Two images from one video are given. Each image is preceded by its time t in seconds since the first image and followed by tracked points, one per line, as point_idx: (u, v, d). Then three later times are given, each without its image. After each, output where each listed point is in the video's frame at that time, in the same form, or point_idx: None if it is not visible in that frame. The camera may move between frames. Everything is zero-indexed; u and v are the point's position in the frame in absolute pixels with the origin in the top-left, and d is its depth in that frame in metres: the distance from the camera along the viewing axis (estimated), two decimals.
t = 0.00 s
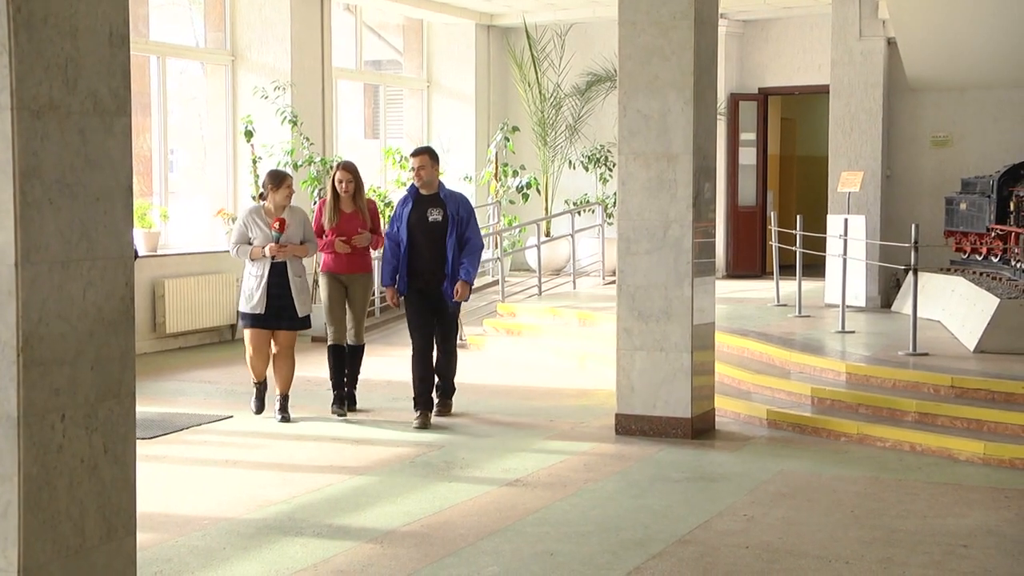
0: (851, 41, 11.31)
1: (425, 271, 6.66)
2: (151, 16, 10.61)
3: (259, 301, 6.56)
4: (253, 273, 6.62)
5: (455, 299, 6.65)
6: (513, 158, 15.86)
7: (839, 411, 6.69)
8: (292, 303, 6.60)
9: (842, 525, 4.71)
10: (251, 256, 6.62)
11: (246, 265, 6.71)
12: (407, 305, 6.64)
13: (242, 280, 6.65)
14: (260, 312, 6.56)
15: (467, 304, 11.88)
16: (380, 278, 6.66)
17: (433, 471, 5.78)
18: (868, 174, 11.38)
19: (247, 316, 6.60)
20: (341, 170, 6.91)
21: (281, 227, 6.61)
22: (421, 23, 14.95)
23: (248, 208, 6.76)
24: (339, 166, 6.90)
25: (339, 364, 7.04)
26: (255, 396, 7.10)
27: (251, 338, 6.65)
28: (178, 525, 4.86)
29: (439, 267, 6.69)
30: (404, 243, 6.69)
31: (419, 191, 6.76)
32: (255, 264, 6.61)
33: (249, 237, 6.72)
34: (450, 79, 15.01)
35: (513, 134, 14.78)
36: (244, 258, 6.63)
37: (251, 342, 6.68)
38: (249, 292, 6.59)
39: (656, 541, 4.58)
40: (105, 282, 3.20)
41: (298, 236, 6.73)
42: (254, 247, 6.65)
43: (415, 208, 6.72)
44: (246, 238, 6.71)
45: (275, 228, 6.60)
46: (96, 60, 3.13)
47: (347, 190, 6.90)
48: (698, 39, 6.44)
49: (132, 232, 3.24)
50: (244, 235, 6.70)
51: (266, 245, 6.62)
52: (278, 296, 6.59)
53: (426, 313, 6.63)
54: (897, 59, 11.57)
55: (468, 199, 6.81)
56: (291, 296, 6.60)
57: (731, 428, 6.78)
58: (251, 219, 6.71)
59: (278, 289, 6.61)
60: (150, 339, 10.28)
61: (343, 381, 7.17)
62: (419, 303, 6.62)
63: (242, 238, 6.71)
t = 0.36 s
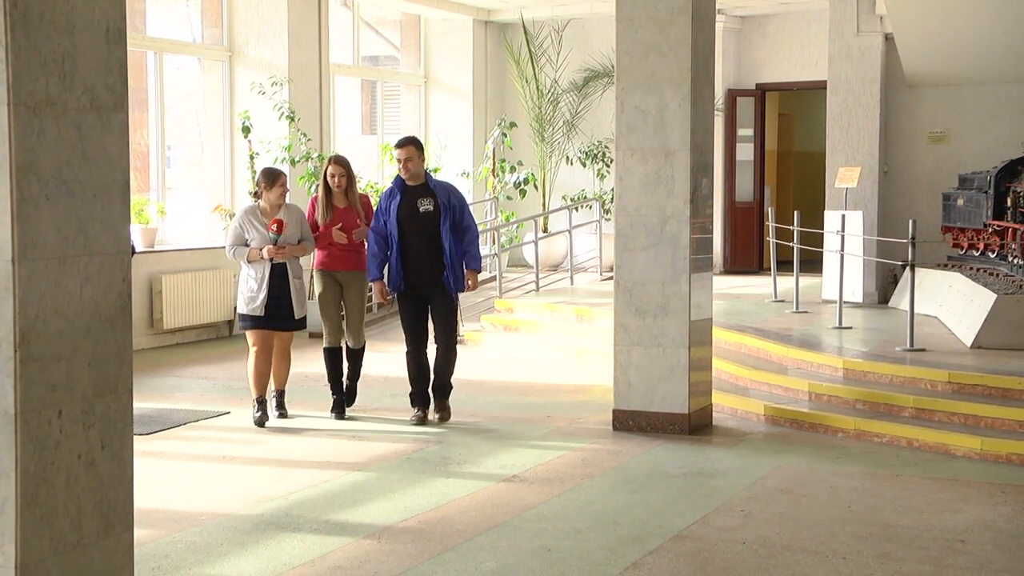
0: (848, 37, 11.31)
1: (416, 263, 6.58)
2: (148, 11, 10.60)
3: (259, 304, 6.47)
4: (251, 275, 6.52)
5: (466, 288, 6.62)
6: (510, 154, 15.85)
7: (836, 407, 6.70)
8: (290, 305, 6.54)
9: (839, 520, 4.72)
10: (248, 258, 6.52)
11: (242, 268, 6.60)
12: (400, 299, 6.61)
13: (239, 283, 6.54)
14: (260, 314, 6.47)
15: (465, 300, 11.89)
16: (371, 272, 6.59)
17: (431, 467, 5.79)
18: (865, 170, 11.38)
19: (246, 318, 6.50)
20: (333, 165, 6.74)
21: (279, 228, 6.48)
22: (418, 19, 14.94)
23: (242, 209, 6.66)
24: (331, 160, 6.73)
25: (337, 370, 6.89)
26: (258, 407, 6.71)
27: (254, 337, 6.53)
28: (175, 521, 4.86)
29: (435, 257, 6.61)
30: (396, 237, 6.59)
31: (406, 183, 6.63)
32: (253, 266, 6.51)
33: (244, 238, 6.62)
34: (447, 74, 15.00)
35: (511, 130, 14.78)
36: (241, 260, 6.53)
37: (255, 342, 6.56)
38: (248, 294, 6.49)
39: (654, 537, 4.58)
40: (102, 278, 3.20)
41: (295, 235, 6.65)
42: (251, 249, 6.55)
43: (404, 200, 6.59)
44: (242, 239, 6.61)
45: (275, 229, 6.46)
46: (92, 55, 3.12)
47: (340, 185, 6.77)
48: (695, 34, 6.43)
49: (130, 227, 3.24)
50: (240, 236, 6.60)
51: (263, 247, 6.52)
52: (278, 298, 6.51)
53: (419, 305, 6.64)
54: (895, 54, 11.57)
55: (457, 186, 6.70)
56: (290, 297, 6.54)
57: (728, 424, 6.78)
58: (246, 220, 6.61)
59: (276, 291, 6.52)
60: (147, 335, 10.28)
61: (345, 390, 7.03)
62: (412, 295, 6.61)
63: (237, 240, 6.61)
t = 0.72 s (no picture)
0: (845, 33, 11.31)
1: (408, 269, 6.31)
2: (145, 7, 10.62)
3: (249, 301, 6.35)
4: (240, 271, 6.39)
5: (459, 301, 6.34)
6: (507, 150, 15.83)
7: (833, 403, 6.70)
8: (282, 302, 6.42)
9: (836, 516, 4.73)
10: (237, 255, 6.38)
11: (230, 264, 6.46)
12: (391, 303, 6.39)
13: (227, 280, 6.41)
14: (250, 312, 6.36)
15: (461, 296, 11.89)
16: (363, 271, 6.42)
17: (428, 463, 5.80)
18: (862, 166, 11.40)
19: (231, 316, 6.36)
20: (330, 160, 6.71)
21: (270, 223, 6.37)
22: (414, 15, 14.95)
23: (229, 204, 6.51)
24: (328, 155, 6.71)
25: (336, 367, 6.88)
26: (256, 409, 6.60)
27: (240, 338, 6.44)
28: (172, 517, 4.86)
29: (428, 265, 6.33)
30: (391, 239, 6.36)
31: (409, 183, 6.41)
32: (242, 262, 6.38)
33: (232, 234, 6.48)
34: (444, 71, 14.98)
35: (508, 127, 14.76)
36: (230, 256, 6.38)
37: (244, 343, 6.47)
38: (237, 291, 6.37)
39: (651, 533, 4.59)
40: (99, 273, 3.19)
41: (284, 229, 6.57)
42: (240, 245, 6.41)
43: (403, 201, 6.36)
44: (229, 235, 6.47)
45: (265, 224, 6.35)
46: (89, 50, 3.12)
47: (337, 180, 6.72)
48: (692, 30, 6.43)
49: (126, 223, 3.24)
50: (227, 232, 6.45)
51: (253, 242, 6.40)
52: (268, 295, 6.40)
53: (410, 313, 6.38)
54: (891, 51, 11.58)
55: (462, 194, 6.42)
56: (281, 294, 6.42)
57: (725, 420, 6.79)
58: (234, 215, 6.46)
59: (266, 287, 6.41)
60: (144, 331, 10.27)
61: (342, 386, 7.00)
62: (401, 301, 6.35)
63: (225, 235, 6.46)
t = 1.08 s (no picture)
0: (842, 30, 11.32)
1: (405, 261, 6.28)
2: (141, 3, 10.63)
3: (242, 304, 6.23)
4: (233, 273, 6.28)
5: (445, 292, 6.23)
6: (504, 147, 15.83)
7: (830, 399, 6.71)
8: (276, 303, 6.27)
9: (832, 512, 4.73)
10: (230, 255, 6.29)
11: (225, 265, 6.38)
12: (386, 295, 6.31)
13: (221, 282, 6.31)
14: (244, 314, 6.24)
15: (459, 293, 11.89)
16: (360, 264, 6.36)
17: (425, 459, 5.80)
18: (859, 163, 11.40)
19: (228, 318, 6.29)
20: (335, 158, 6.59)
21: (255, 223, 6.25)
22: (411, 12, 14.95)
23: (225, 203, 6.43)
24: (334, 153, 6.59)
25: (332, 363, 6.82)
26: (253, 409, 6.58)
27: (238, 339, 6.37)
28: (168, 514, 4.86)
29: (425, 257, 6.28)
30: (388, 230, 6.30)
31: (410, 175, 6.36)
32: (235, 263, 6.27)
33: (227, 234, 6.40)
34: (441, 67, 14.97)
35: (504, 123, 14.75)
36: (223, 257, 6.30)
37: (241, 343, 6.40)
38: (231, 293, 6.26)
39: (647, 529, 4.59)
40: (96, 269, 3.19)
41: (280, 230, 6.43)
42: (233, 245, 6.32)
43: (403, 191, 6.31)
44: (225, 235, 6.40)
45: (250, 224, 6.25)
46: (85, 46, 3.12)
47: (340, 178, 6.58)
48: (688, 26, 6.42)
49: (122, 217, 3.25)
50: (222, 232, 6.38)
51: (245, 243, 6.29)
52: (262, 296, 6.27)
53: (404, 306, 6.30)
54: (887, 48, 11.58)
55: (463, 184, 6.35)
56: (274, 295, 6.28)
57: (722, 417, 6.79)
58: (228, 215, 6.37)
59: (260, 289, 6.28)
60: (140, 328, 10.27)
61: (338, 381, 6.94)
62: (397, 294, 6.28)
63: (220, 236, 6.39)
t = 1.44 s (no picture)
0: (839, 28, 11.32)
1: (402, 271, 6.02)
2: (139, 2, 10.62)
3: (241, 306, 6.02)
4: (234, 273, 6.08)
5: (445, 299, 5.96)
6: (502, 145, 15.83)
7: (826, 397, 6.72)
8: (277, 307, 6.06)
9: (830, 510, 4.74)
10: (232, 254, 6.10)
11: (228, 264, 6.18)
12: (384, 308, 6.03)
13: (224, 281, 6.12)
14: (243, 317, 6.03)
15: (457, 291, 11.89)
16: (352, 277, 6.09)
17: (422, 457, 5.81)
18: (856, 161, 11.40)
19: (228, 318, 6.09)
20: (333, 152, 6.38)
21: (251, 221, 6.04)
22: (409, 11, 14.94)
23: (229, 199, 6.22)
24: (331, 148, 6.38)
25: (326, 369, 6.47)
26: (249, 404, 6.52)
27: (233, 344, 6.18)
28: (166, 512, 4.86)
29: (420, 265, 6.03)
30: (381, 239, 6.04)
31: (400, 180, 6.11)
32: (237, 262, 6.09)
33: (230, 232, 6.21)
34: (439, 66, 14.96)
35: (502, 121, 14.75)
36: (225, 256, 6.11)
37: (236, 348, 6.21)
38: (231, 294, 6.06)
39: (645, 527, 4.60)
40: (95, 268, 3.20)
41: (284, 231, 6.21)
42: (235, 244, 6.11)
43: (394, 198, 6.06)
44: (227, 233, 6.20)
45: (246, 222, 6.02)
46: (83, 44, 3.12)
47: (341, 172, 6.38)
48: (686, 26, 6.43)
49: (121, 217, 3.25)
50: (225, 230, 6.19)
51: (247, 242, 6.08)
52: (263, 300, 6.05)
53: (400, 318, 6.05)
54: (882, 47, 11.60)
55: (455, 187, 6.12)
56: (276, 298, 6.06)
57: (719, 414, 6.80)
58: (231, 212, 6.18)
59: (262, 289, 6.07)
60: (138, 326, 10.27)
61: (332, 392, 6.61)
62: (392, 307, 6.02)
63: (223, 233, 6.19)
